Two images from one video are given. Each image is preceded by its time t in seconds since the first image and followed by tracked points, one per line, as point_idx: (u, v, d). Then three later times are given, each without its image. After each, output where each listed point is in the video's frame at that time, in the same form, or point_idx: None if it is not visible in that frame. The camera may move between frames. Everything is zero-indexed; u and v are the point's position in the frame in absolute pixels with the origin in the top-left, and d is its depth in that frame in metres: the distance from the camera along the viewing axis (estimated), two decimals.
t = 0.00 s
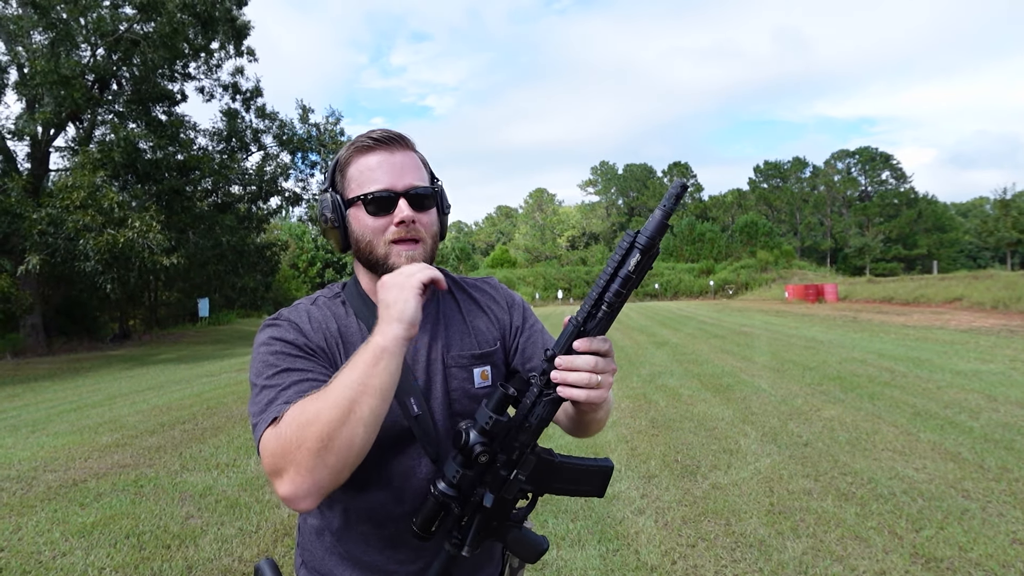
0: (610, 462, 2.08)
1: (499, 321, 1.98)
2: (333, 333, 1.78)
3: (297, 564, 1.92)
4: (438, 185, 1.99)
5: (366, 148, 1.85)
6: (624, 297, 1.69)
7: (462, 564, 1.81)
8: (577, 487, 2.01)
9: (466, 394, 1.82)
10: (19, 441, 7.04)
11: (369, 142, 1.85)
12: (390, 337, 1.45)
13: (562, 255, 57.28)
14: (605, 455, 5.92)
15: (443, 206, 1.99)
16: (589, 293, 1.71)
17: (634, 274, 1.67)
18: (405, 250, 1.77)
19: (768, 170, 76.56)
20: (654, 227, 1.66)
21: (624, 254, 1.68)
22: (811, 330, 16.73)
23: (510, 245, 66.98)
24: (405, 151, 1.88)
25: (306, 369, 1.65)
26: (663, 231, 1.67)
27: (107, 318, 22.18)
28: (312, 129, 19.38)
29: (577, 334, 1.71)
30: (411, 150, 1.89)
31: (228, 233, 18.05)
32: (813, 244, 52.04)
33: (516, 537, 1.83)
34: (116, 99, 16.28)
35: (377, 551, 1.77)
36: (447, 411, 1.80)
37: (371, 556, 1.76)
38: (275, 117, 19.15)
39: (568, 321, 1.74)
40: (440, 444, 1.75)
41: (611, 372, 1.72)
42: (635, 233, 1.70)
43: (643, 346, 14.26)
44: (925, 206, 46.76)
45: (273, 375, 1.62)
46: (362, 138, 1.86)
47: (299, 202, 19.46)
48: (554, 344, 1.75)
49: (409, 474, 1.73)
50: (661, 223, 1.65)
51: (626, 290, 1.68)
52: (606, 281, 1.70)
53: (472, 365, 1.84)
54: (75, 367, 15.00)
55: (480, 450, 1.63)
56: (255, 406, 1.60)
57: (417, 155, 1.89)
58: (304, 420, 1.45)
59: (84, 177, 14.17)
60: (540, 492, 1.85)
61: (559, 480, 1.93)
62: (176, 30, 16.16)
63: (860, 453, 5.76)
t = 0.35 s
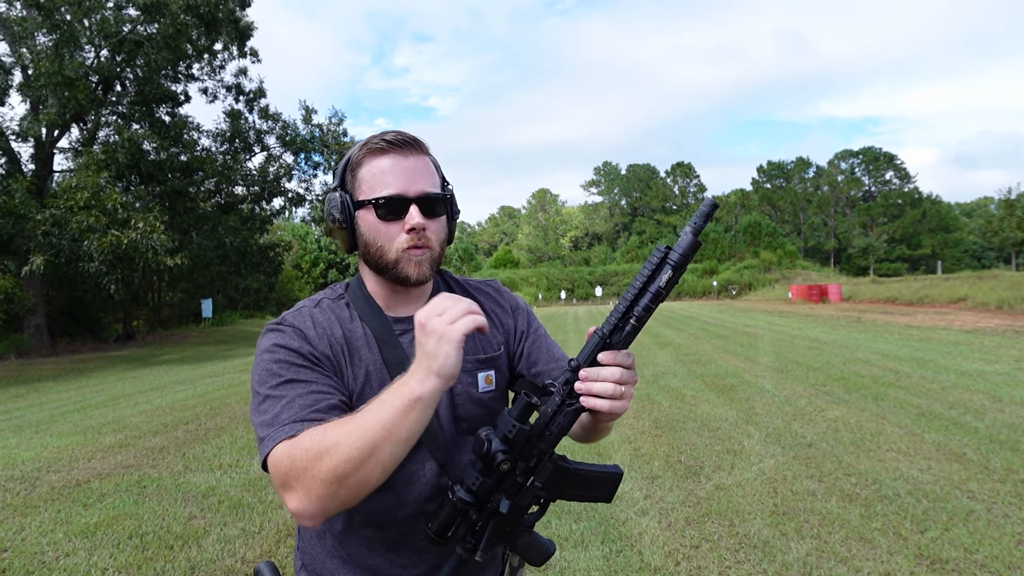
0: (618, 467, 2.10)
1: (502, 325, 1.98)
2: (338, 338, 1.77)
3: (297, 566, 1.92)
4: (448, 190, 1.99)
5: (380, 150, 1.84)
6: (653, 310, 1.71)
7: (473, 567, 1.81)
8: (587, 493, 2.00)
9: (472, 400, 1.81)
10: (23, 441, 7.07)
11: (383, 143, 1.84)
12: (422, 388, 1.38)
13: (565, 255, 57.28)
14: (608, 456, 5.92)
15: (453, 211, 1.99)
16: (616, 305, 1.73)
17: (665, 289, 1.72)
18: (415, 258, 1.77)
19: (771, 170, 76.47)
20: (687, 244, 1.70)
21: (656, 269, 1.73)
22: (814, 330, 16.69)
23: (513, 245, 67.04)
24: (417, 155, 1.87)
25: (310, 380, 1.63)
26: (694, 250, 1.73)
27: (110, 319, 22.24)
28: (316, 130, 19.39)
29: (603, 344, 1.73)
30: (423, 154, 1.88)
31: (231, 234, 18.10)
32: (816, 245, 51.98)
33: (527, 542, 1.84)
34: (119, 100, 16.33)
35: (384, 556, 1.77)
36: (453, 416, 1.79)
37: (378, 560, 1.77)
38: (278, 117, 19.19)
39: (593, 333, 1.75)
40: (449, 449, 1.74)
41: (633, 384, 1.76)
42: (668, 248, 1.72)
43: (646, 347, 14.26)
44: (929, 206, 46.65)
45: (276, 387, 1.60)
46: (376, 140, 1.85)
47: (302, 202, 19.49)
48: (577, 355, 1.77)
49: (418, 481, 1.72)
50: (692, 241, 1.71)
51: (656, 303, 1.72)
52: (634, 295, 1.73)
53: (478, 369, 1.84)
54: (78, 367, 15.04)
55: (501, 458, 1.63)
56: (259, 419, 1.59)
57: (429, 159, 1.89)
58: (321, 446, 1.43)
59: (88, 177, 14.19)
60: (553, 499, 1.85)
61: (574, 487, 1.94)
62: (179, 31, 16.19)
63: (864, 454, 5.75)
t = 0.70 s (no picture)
0: (624, 471, 2.09)
1: (508, 327, 1.98)
2: (342, 340, 1.77)
3: (300, 567, 1.92)
4: (457, 188, 1.99)
5: (391, 146, 1.84)
6: (664, 316, 1.70)
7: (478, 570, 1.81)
8: (593, 497, 2.00)
9: (477, 402, 1.81)
10: (25, 441, 7.09)
11: (393, 140, 1.85)
12: (386, 355, 1.48)
13: (567, 256, 57.28)
14: (610, 457, 5.91)
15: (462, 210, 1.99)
16: (625, 308, 1.74)
17: (677, 293, 1.70)
18: (423, 255, 1.76)
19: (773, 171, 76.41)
20: (699, 249, 1.67)
21: (667, 273, 1.71)
22: (816, 331, 16.68)
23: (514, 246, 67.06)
24: (428, 151, 1.87)
25: (312, 382, 1.63)
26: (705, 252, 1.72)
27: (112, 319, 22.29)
28: (317, 130, 19.37)
29: (613, 348, 1.74)
30: (433, 151, 1.88)
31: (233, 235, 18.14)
32: (818, 245, 51.91)
33: (532, 546, 1.83)
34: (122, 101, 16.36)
35: (388, 557, 1.77)
36: (459, 418, 1.79)
37: (383, 562, 1.77)
38: (280, 117, 19.22)
39: (603, 336, 1.77)
40: (453, 451, 1.74)
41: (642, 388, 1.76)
42: (678, 253, 1.72)
43: (647, 348, 14.25)
44: (931, 207, 46.61)
45: (278, 389, 1.61)
46: (387, 136, 1.86)
47: (304, 203, 19.50)
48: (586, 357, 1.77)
49: (423, 482, 1.72)
50: (704, 245, 1.69)
51: (668, 308, 1.71)
52: (645, 300, 1.73)
53: (484, 372, 1.84)
54: (80, 367, 15.07)
55: (510, 462, 1.62)
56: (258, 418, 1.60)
57: (440, 157, 1.89)
58: (312, 443, 1.43)
59: (90, 177, 14.20)
60: (559, 502, 1.85)
61: (581, 490, 1.93)
62: (182, 32, 16.22)
63: (867, 455, 5.74)
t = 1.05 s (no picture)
0: (625, 468, 2.09)
1: (514, 327, 1.98)
2: (343, 341, 1.74)
3: (306, 568, 1.92)
4: (460, 186, 1.98)
5: (393, 147, 1.85)
6: (657, 303, 1.76)
7: (480, 567, 1.80)
8: (594, 493, 2.00)
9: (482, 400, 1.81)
10: (26, 440, 7.09)
11: (394, 140, 1.85)
12: (396, 445, 1.41)
13: (568, 257, 57.27)
14: (610, 458, 5.91)
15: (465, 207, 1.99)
16: (619, 300, 1.79)
17: (667, 282, 1.77)
18: (425, 251, 1.77)
19: (774, 173, 76.39)
20: (689, 236, 1.77)
21: (659, 262, 1.79)
22: (817, 332, 16.66)
23: (515, 246, 67.02)
24: (428, 151, 1.87)
25: (300, 395, 1.61)
26: (696, 242, 1.78)
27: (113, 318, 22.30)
28: (318, 130, 19.36)
29: (608, 339, 1.77)
30: (434, 150, 1.88)
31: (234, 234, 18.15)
32: (819, 247, 51.92)
33: (534, 540, 1.84)
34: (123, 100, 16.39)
35: (392, 556, 1.77)
36: (464, 416, 1.79)
37: (387, 560, 1.76)
38: (281, 117, 19.22)
39: (598, 326, 1.80)
40: (456, 448, 1.73)
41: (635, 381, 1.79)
42: (670, 242, 1.79)
43: (648, 348, 14.24)
44: (933, 209, 46.55)
45: (266, 397, 1.60)
46: (388, 137, 1.86)
47: (305, 203, 19.50)
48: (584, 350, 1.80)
49: (428, 479, 1.72)
50: (694, 234, 1.77)
51: (660, 295, 1.77)
52: (639, 288, 1.78)
53: (489, 370, 1.84)
54: (81, 367, 15.07)
55: (508, 453, 1.63)
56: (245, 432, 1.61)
57: (440, 156, 1.89)
58: (292, 477, 1.46)
59: (91, 177, 14.20)
60: (559, 498, 1.85)
61: (579, 486, 1.94)
62: (183, 32, 16.23)
63: (867, 457, 5.73)
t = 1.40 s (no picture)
0: (628, 463, 2.09)
1: (519, 327, 1.97)
2: (341, 341, 1.71)
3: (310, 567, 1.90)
4: (460, 187, 1.99)
5: (394, 150, 1.86)
6: (661, 298, 1.77)
7: (487, 565, 1.79)
8: (598, 490, 1.99)
9: (488, 399, 1.80)
10: (28, 440, 7.10)
11: (395, 143, 1.86)
12: None
13: (569, 257, 57.28)
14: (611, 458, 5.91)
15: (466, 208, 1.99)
16: (622, 297, 1.80)
17: (670, 277, 1.78)
18: (435, 248, 1.77)
19: (775, 173, 76.39)
20: (692, 233, 1.77)
21: (660, 259, 1.80)
22: (817, 333, 16.65)
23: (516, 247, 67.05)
24: (428, 153, 1.88)
25: (280, 406, 1.63)
26: (698, 238, 1.79)
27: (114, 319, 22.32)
28: (319, 131, 19.38)
29: (612, 334, 1.78)
30: (434, 152, 1.89)
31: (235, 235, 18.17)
32: (820, 247, 51.88)
33: (539, 538, 1.84)
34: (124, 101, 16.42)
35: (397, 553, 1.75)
36: (469, 414, 1.77)
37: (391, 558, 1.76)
38: (282, 118, 19.25)
39: (602, 322, 1.80)
40: (460, 447, 1.73)
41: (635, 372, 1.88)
42: (671, 238, 1.80)
43: (649, 349, 14.23)
44: (934, 209, 46.51)
45: (251, 403, 1.64)
46: (388, 140, 1.87)
47: (306, 203, 19.51)
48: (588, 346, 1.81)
49: (431, 477, 1.72)
50: (697, 230, 1.78)
51: (664, 291, 1.78)
52: (642, 285, 1.80)
53: (495, 368, 1.83)
54: (82, 367, 15.07)
55: (514, 450, 1.63)
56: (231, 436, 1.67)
57: (440, 156, 1.90)
58: (260, 521, 1.55)
59: (92, 177, 14.21)
60: (565, 495, 1.85)
61: (585, 485, 1.94)
62: (184, 33, 16.24)
63: (869, 457, 5.73)
